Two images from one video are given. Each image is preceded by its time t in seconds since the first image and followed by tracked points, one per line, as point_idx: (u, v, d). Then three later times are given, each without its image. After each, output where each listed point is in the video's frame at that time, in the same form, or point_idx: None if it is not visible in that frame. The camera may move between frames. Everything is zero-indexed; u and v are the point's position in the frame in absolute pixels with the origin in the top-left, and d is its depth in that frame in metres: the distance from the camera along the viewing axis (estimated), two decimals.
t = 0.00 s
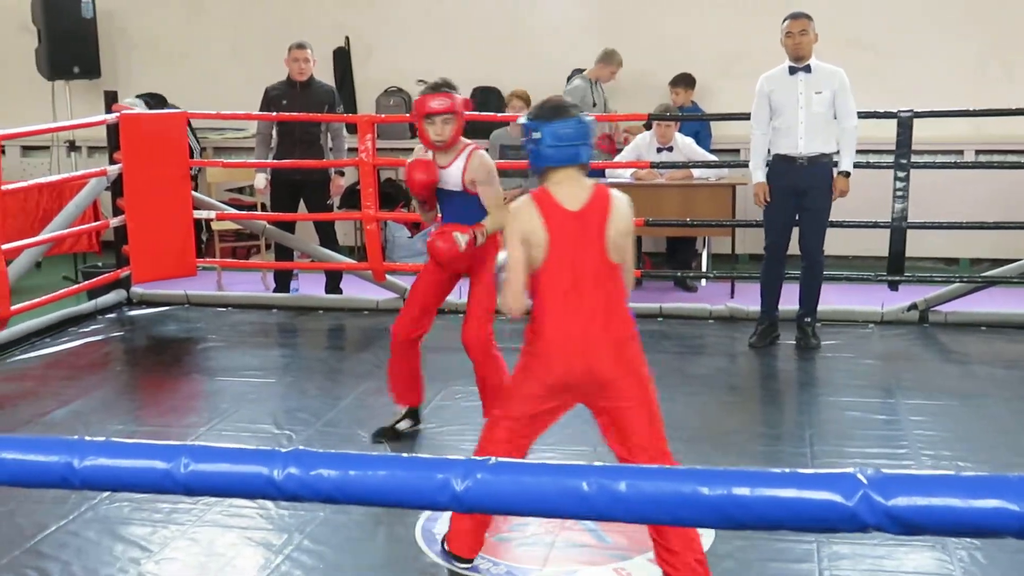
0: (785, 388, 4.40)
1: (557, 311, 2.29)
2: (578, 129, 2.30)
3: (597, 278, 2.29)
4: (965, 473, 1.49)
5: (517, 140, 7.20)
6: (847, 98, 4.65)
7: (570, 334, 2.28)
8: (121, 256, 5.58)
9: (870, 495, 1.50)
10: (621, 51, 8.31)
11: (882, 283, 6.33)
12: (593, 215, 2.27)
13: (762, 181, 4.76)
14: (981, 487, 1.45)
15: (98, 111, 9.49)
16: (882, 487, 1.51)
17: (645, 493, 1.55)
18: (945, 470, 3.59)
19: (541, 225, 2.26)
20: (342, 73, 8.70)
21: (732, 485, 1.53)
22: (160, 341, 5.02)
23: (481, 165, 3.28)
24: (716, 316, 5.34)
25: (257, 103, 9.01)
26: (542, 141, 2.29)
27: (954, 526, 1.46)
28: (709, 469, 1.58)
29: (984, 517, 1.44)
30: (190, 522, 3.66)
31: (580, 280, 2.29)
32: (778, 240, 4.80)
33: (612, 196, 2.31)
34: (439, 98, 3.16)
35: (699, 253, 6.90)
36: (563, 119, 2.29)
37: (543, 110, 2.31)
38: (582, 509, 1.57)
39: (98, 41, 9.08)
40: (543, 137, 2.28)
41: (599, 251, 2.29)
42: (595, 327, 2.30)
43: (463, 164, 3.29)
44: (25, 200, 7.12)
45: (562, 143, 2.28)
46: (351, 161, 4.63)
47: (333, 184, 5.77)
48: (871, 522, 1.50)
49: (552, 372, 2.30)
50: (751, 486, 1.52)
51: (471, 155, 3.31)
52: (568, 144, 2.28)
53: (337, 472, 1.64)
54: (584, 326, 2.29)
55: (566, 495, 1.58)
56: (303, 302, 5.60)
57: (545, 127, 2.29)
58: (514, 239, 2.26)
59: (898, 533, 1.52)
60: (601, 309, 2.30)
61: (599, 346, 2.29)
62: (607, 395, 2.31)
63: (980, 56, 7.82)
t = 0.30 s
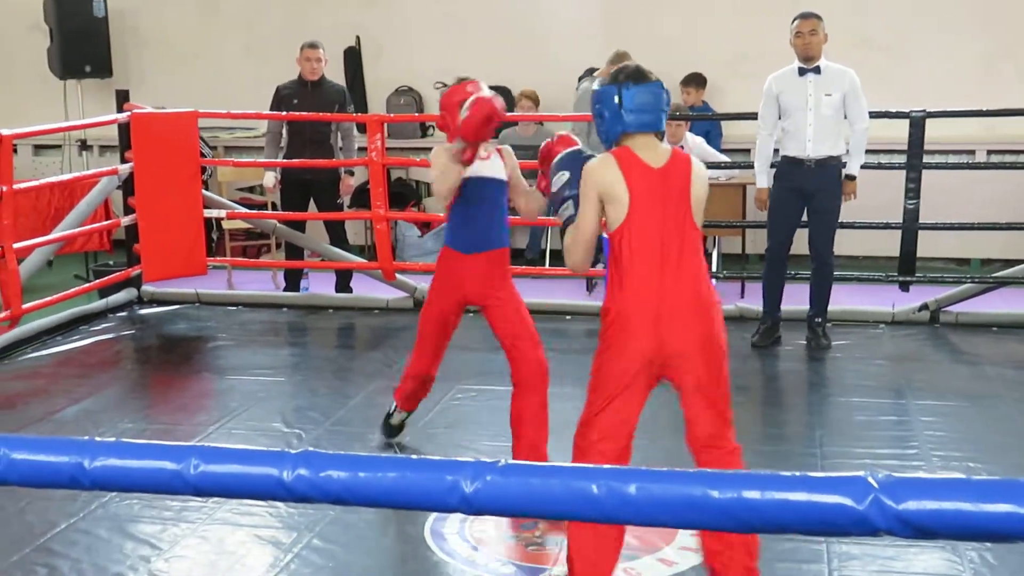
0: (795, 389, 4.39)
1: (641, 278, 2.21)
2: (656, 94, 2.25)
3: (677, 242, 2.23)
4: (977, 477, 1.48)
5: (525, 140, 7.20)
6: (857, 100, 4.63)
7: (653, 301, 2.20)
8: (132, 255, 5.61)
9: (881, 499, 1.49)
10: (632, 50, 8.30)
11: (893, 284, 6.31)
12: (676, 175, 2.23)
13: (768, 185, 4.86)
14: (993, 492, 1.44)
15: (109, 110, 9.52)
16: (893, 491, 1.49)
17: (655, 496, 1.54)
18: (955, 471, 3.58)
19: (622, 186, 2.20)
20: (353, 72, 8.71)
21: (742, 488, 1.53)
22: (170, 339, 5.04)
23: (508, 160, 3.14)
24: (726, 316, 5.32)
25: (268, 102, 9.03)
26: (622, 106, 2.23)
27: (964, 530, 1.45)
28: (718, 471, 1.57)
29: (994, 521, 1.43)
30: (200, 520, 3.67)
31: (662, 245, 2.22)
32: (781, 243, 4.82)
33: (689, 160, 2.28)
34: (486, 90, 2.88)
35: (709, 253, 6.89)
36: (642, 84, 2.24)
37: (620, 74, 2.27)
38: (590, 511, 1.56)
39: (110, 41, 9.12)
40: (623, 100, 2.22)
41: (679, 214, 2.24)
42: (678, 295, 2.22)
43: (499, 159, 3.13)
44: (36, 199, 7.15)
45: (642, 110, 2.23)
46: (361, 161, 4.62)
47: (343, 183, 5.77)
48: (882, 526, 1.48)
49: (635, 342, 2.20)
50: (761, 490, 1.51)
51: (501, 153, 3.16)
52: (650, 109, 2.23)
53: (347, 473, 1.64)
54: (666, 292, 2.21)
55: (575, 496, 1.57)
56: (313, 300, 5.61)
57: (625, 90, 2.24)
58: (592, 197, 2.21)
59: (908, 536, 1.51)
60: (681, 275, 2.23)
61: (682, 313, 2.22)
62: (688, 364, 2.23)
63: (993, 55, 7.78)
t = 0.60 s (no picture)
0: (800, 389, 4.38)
1: (746, 341, 2.00)
2: (804, 147, 2.01)
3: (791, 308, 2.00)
4: (981, 479, 1.48)
5: (530, 139, 7.19)
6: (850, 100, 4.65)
7: (756, 369, 2.00)
8: (138, 253, 5.62)
9: (885, 500, 1.48)
10: (638, 49, 8.28)
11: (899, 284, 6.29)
12: (801, 241, 1.98)
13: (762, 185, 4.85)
14: (998, 493, 1.44)
15: (116, 109, 9.54)
16: (897, 493, 1.49)
17: (659, 496, 1.53)
18: (960, 472, 3.57)
19: (745, 252, 1.95)
20: (358, 71, 8.71)
21: (747, 489, 1.52)
22: (176, 338, 5.04)
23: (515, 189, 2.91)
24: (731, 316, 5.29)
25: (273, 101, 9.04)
26: (761, 151, 2.00)
27: (968, 531, 1.45)
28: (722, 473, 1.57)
29: (998, 523, 1.43)
30: (205, 519, 3.67)
31: (773, 311, 1.99)
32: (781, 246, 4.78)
33: (823, 220, 2.02)
34: (490, 105, 2.85)
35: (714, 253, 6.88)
36: (792, 132, 2.01)
37: (767, 114, 2.03)
38: (593, 511, 1.55)
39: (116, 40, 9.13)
40: (764, 145, 2.00)
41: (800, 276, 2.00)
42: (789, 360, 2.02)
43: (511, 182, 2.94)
44: (43, 197, 7.17)
45: (785, 158, 1.99)
46: (366, 160, 4.62)
47: (349, 182, 5.77)
48: (886, 527, 1.48)
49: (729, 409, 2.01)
50: (766, 490, 1.50)
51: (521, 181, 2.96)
52: (791, 159, 1.99)
53: (350, 473, 1.63)
54: (773, 361, 2.00)
55: (579, 497, 1.57)
56: (318, 299, 5.61)
57: (771, 136, 2.00)
58: (714, 261, 1.95)
59: (912, 538, 1.51)
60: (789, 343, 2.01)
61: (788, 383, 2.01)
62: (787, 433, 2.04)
63: (1000, 55, 7.75)
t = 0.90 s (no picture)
0: (806, 389, 4.38)
1: (886, 293, 2.01)
2: (985, 83, 1.97)
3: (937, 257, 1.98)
4: (985, 479, 1.47)
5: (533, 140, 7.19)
6: (852, 100, 4.63)
7: (902, 319, 1.99)
8: (143, 252, 5.63)
9: (890, 500, 1.48)
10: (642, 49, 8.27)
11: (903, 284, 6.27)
12: (952, 185, 1.96)
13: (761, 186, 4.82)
14: (1003, 494, 1.43)
15: (120, 108, 9.55)
16: (902, 492, 1.48)
17: (662, 496, 1.53)
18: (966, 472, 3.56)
19: (884, 188, 2.00)
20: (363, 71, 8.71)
21: (751, 488, 1.52)
22: (180, 337, 5.05)
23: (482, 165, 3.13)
24: (736, 315, 5.27)
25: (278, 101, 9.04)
26: (941, 87, 1.96)
27: (973, 531, 1.44)
28: (727, 472, 1.56)
29: (1002, 523, 1.42)
30: (209, 518, 3.68)
31: (921, 259, 1.98)
32: (783, 244, 4.71)
33: (987, 168, 1.97)
34: (461, 83, 2.98)
35: (719, 253, 6.86)
36: (973, 66, 1.97)
37: (945, 49, 1.99)
38: (597, 511, 1.55)
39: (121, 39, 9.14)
40: (944, 81, 1.96)
41: (952, 227, 1.97)
42: (933, 317, 1.98)
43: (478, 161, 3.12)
44: (48, 196, 7.18)
45: (965, 95, 1.95)
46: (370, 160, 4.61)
47: (353, 182, 5.78)
48: (891, 528, 1.47)
49: (879, 363, 2.00)
50: (770, 491, 1.49)
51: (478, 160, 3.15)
52: (971, 98, 1.96)
53: (355, 472, 1.63)
54: (923, 311, 1.98)
55: (583, 497, 1.56)
56: (323, 298, 5.61)
57: (950, 70, 1.97)
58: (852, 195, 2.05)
59: (916, 539, 1.50)
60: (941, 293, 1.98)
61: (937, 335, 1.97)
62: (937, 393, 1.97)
63: (1006, 55, 7.73)
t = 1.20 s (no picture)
0: (787, 389, 4.38)
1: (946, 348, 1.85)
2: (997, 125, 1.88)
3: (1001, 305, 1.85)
4: (960, 480, 1.48)
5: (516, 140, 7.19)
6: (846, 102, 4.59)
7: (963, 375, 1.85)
8: (124, 252, 5.60)
9: (866, 501, 1.48)
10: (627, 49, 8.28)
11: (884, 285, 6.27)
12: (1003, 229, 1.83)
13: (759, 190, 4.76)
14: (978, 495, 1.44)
15: (101, 107, 9.52)
16: (878, 493, 1.48)
17: (640, 497, 1.52)
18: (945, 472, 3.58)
19: (945, 246, 1.82)
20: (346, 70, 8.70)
21: (728, 489, 1.51)
22: (161, 338, 5.03)
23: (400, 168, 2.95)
24: (718, 316, 5.27)
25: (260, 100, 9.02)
26: (964, 134, 1.84)
27: (948, 532, 1.45)
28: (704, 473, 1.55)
29: (978, 524, 1.43)
30: (189, 519, 3.67)
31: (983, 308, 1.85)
32: (774, 242, 4.68)
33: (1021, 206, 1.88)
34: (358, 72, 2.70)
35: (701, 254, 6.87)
36: (985, 108, 1.86)
37: (956, 94, 1.87)
38: (575, 512, 1.54)
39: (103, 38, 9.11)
40: (965, 127, 1.84)
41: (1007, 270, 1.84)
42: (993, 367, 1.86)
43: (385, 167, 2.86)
44: (28, 195, 7.16)
45: (987, 139, 1.85)
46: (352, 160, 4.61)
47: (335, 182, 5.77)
48: (867, 528, 1.47)
49: (936, 424, 1.86)
50: (748, 491, 1.49)
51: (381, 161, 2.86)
52: (993, 141, 1.86)
53: (333, 474, 1.63)
54: (986, 362, 1.85)
55: (561, 498, 1.55)
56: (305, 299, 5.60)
57: (971, 115, 1.85)
58: (908, 256, 1.82)
59: (891, 539, 1.51)
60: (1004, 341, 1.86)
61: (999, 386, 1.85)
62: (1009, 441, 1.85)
63: (987, 55, 7.76)
